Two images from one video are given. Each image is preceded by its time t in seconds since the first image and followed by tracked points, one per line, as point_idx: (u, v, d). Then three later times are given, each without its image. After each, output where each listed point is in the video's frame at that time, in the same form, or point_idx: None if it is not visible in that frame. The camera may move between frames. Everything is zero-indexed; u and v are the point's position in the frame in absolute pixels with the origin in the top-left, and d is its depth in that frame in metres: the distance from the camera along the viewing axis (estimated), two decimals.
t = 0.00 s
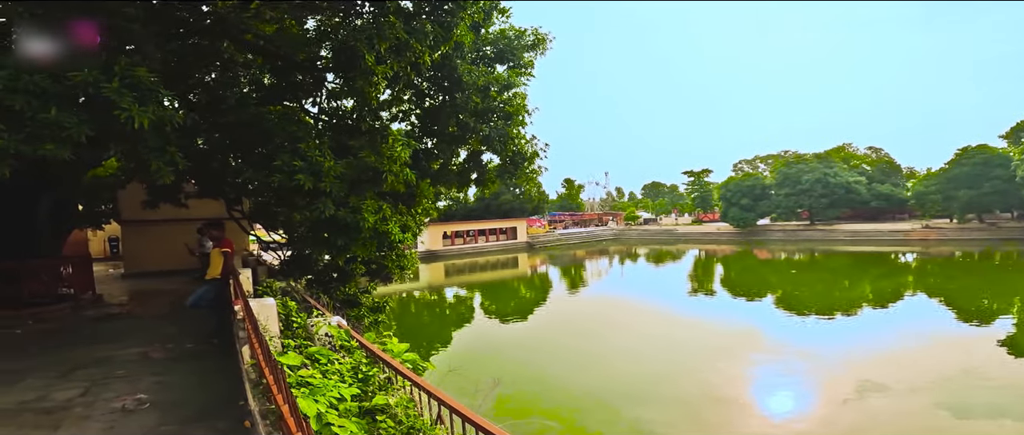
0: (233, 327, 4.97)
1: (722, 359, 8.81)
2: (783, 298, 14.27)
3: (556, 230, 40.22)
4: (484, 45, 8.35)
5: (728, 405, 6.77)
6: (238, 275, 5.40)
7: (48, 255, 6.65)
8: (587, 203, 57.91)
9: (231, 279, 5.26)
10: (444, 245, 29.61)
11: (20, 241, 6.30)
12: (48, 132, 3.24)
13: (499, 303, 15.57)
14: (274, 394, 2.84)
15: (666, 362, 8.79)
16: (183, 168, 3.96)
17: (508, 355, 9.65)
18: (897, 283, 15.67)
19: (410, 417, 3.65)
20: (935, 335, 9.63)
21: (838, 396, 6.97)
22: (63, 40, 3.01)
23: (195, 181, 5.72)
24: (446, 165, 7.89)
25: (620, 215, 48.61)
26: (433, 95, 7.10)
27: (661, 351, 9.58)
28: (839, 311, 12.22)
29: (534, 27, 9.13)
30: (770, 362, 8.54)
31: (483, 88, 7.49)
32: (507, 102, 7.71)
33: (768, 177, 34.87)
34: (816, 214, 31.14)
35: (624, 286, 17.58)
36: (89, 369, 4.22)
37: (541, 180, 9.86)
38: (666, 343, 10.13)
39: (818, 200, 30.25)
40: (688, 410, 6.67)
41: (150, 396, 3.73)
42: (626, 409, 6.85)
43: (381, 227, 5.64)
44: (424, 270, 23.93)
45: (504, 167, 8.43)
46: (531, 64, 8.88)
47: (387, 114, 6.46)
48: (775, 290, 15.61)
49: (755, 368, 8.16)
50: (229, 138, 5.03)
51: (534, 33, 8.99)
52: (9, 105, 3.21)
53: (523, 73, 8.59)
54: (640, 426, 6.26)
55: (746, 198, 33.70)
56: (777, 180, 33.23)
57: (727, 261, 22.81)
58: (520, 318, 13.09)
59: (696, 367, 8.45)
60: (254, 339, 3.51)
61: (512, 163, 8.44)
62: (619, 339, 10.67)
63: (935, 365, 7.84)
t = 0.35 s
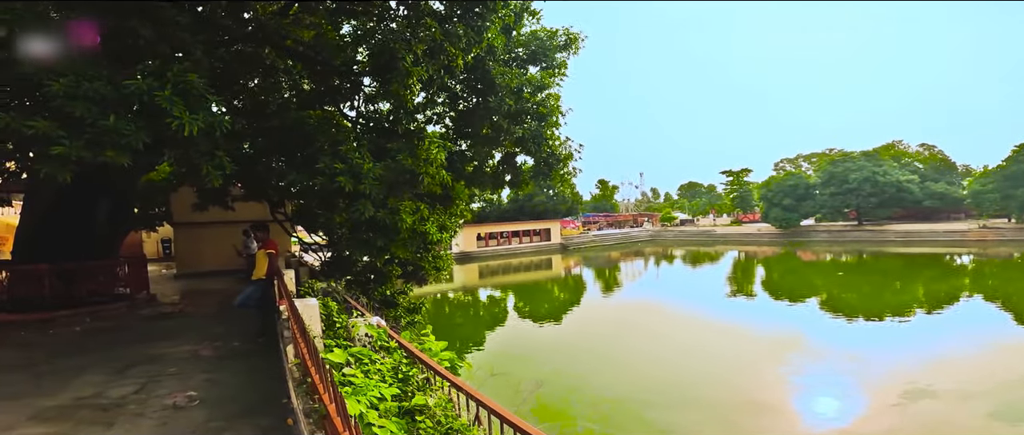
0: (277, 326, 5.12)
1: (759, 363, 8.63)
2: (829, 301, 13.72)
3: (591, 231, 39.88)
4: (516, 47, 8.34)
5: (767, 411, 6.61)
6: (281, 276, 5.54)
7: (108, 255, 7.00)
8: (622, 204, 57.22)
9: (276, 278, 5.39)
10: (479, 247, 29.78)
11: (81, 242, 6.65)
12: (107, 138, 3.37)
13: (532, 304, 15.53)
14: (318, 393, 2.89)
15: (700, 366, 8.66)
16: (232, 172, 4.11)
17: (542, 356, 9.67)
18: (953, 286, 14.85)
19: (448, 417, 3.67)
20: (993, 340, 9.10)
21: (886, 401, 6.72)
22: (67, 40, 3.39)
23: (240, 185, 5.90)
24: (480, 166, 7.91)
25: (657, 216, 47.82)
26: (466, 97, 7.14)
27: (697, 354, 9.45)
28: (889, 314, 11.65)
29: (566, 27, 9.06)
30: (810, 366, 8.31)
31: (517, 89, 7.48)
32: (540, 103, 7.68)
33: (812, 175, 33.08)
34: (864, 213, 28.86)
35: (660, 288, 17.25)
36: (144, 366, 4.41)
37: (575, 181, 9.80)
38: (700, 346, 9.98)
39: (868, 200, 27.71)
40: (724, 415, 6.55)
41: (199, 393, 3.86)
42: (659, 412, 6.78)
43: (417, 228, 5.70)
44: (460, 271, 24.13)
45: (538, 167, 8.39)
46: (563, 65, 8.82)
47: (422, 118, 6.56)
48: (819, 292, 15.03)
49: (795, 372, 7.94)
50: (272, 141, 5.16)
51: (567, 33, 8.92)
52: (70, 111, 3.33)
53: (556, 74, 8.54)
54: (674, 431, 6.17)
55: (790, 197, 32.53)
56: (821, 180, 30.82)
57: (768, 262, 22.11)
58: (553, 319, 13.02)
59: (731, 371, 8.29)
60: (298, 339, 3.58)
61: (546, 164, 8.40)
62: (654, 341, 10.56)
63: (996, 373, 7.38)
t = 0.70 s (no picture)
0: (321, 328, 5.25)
1: (801, 368, 8.41)
2: (879, 305, 13.10)
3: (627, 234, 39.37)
4: (549, 50, 8.31)
5: (811, 418, 6.43)
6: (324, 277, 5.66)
7: (163, 258, 7.31)
8: (659, 206, 56.31)
9: (319, 281, 5.52)
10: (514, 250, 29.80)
11: (139, 245, 6.97)
12: (164, 146, 3.54)
13: (568, 307, 15.42)
14: (364, 392, 2.91)
15: (738, 370, 8.48)
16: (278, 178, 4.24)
17: (576, 356, 9.67)
18: (1017, 290, 13.94)
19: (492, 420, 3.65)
20: None
21: (940, 411, 6.40)
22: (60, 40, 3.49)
23: (286, 189, 6.09)
24: (516, 168, 7.90)
25: (695, 218, 46.81)
26: (501, 100, 7.19)
27: (734, 358, 9.27)
28: (946, 319, 11.02)
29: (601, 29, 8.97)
30: (856, 372, 8.04)
31: (553, 92, 7.42)
32: (576, 105, 7.63)
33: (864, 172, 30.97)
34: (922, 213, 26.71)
35: (699, 293, 16.82)
36: (197, 365, 4.58)
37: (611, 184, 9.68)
38: (737, 350, 9.77)
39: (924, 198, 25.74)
40: (766, 421, 6.40)
41: (248, 392, 3.97)
42: (697, 416, 6.68)
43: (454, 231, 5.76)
44: (496, 274, 24.22)
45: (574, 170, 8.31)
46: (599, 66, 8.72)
47: (458, 122, 6.61)
48: (869, 296, 14.37)
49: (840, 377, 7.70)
50: (315, 146, 5.29)
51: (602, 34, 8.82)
52: (132, 119, 3.51)
53: (591, 75, 8.46)
54: None
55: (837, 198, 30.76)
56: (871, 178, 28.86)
57: (813, 265, 21.32)
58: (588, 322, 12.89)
59: (772, 376, 8.11)
60: (343, 338, 3.64)
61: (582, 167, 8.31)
62: (689, 344, 10.41)
63: None
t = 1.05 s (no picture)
0: (364, 332, 5.33)
1: (846, 376, 8.11)
2: (939, 311, 12.39)
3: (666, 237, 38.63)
4: (585, 54, 8.26)
5: (859, 427, 6.22)
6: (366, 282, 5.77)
7: (217, 262, 7.62)
8: (699, 209, 55.07)
9: (363, 285, 5.63)
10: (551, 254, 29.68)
11: (195, 248, 7.30)
12: (219, 152, 3.72)
13: (605, 312, 15.23)
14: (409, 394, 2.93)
15: (779, 376, 8.25)
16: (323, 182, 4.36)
17: (611, 357, 9.62)
18: None
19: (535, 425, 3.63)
20: None
21: (1001, 426, 6.06)
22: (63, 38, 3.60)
23: (329, 195, 6.24)
24: (554, 172, 7.87)
25: (737, 220, 45.59)
26: (537, 105, 7.15)
27: (776, 362, 9.05)
28: (1014, 326, 10.32)
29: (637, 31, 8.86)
30: (907, 382, 7.69)
31: (591, 95, 7.36)
32: (614, 107, 7.54)
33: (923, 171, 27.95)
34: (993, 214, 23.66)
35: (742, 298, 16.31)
36: (248, 366, 4.73)
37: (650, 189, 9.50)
38: (778, 354, 9.51)
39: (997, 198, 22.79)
40: (810, 430, 6.24)
41: (296, 393, 4.07)
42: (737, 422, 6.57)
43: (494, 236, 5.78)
44: (533, 278, 24.16)
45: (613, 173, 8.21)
46: (636, 68, 8.61)
47: (495, 127, 6.61)
48: (928, 302, 13.60)
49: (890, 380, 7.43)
50: (356, 154, 5.35)
51: (638, 36, 8.71)
52: (189, 126, 3.68)
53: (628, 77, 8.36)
54: None
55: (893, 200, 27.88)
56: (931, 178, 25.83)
57: (866, 269, 20.37)
58: (626, 326, 12.70)
59: (814, 383, 7.86)
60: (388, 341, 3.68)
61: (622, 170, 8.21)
62: (727, 346, 10.18)
63: None
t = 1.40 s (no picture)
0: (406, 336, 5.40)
1: (895, 386, 7.77)
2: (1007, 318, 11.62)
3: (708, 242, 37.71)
4: (622, 57, 8.16)
5: None
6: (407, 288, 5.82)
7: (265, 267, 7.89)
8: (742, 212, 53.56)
9: (404, 290, 5.69)
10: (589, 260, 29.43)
11: (246, 254, 7.56)
12: (270, 160, 3.84)
13: (644, 318, 14.96)
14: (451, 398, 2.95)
15: (822, 387, 7.97)
16: (364, 189, 4.44)
17: (645, 364, 9.48)
18: None
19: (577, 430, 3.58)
20: None
21: None
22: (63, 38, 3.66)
23: (371, 201, 6.36)
24: (592, 176, 7.80)
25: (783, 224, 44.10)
26: (574, 110, 6.99)
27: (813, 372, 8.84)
28: None
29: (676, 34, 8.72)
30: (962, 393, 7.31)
31: (629, 99, 7.28)
32: (653, 111, 7.44)
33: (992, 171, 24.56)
34: None
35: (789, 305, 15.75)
36: (295, 368, 4.86)
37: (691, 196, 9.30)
38: (821, 363, 9.19)
39: None
40: None
41: (340, 395, 4.15)
42: (785, 433, 6.36)
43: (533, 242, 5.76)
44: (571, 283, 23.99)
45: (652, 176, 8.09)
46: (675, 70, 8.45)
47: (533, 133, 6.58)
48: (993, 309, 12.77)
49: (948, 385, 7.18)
50: (396, 160, 5.38)
51: (676, 38, 8.58)
52: (242, 135, 3.83)
53: (667, 80, 8.23)
54: None
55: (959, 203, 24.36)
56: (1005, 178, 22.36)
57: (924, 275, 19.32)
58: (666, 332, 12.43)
59: (860, 395, 7.56)
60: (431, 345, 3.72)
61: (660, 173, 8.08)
62: (766, 354, 9.90)
63: None
